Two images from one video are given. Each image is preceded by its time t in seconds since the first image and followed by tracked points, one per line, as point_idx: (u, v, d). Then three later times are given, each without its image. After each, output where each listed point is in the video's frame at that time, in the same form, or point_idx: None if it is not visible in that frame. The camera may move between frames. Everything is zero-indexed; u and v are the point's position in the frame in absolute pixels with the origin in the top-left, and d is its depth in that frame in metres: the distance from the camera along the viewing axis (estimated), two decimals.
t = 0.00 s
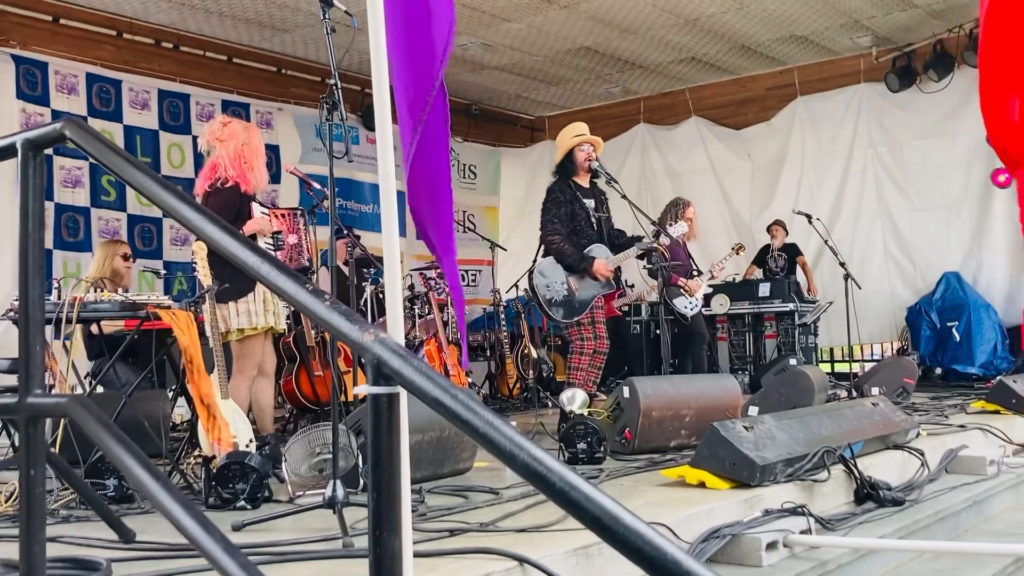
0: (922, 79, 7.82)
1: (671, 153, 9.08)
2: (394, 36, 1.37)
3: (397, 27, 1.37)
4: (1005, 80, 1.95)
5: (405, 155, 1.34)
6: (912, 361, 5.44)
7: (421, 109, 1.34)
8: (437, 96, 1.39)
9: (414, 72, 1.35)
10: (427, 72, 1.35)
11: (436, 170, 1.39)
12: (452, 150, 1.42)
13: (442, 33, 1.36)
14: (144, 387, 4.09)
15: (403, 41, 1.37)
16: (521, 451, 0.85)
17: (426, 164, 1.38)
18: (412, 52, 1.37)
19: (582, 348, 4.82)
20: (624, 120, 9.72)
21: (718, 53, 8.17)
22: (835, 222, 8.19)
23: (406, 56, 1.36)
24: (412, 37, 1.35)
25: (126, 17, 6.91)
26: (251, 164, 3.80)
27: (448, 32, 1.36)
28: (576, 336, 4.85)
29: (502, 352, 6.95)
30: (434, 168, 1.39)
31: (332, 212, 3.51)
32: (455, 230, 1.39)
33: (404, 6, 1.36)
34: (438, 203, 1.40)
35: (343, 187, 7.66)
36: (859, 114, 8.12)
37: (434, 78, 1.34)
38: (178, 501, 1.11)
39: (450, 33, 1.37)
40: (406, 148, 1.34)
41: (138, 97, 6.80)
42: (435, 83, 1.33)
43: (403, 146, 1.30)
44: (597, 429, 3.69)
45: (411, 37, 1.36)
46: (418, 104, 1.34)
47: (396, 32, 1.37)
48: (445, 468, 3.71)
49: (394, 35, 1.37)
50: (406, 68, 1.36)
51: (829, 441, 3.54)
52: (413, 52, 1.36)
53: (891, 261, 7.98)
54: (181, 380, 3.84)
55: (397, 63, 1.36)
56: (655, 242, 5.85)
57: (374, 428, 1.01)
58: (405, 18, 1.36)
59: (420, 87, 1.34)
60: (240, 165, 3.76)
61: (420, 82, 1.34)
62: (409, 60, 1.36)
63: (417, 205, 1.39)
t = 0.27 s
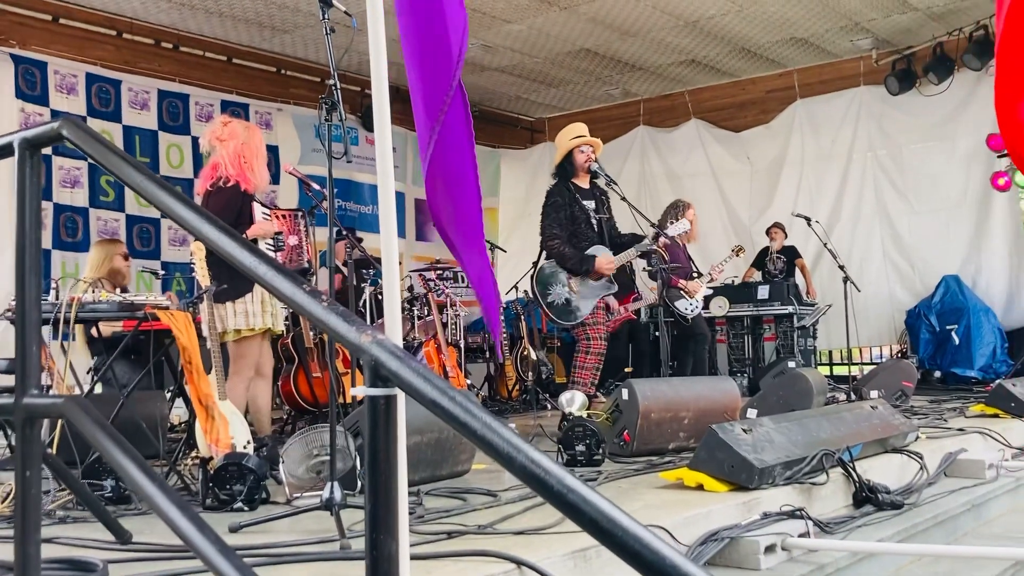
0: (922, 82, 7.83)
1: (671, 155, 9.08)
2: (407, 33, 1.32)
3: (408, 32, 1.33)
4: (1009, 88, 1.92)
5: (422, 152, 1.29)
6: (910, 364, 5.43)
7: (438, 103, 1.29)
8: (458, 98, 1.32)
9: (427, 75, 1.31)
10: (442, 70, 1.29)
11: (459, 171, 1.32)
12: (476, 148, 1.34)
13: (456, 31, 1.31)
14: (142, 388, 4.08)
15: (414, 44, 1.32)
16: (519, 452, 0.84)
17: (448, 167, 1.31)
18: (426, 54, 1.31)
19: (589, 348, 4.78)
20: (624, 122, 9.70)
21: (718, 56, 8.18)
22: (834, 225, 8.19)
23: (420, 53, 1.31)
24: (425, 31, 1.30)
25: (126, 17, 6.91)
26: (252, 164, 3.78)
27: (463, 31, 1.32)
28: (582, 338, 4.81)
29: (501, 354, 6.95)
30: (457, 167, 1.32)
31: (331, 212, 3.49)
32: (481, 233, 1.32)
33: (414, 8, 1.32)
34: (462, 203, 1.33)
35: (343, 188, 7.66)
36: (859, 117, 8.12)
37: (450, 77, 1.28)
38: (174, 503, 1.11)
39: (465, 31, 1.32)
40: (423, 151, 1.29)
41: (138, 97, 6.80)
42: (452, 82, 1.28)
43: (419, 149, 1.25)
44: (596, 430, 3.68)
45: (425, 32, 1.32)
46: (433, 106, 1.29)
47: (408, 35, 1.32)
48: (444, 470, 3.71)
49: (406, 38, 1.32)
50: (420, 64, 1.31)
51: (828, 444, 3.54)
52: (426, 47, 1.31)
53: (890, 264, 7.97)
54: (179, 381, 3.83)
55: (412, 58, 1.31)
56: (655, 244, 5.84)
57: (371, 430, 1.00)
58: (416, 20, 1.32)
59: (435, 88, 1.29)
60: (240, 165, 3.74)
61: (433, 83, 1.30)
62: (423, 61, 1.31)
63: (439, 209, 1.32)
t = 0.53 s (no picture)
0: (922, 82, 7.84)
1: (670, 158, 9.09)
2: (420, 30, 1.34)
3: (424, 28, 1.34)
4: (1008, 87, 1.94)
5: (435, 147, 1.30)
6: (910, 364, 5.44)
7: (452, 99, 1.31)
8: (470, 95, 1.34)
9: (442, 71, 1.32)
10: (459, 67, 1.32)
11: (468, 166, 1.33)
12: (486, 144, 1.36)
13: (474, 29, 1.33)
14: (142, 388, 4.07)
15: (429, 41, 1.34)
16: (521, 447, 0.84)
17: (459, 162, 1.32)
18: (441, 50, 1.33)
19: (587, 348, 4.77)
20: (623, 123, 9.72)
21: (718, 57, 8.19)
22: (834, 226, 8.20)
23: (434, 49, 1.33)
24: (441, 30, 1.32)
25: (126, 16, 6.92)
26: (256, 163, 3.75)
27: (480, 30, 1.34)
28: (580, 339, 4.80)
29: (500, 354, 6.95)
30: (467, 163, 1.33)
31: (331, 209, 3.49)
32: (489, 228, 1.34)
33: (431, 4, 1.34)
34: (469, 200, 1.34)
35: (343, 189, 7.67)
36: (858, 119, 8.13)
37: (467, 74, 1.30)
38: (176, 499, 1.11)
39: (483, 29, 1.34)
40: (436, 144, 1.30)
41: (138, 96, 6.81)
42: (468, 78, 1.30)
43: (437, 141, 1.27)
44: (596, 429, 3.68)
45: (438, 30, 1.34)
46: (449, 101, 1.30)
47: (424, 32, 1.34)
48: (444, 468, 3.71)
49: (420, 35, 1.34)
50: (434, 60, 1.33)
51: (828, 443, 3.54)
52: (441, 45, 1.33)
53: (890, 266, 7.98)
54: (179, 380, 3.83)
55: (425, 55, 1.33)
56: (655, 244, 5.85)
57: (373, 425, 1.00)
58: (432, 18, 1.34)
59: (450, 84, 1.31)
60: (244, 163, 3.71)
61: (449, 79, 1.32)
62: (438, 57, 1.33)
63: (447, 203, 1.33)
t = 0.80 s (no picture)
0: (922, 87, 7.86)
1: (670, 160, 9.09)
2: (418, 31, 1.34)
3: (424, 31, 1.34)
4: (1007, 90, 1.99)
5: (435, 154, 1.30)
6: (910, 368, 5.45)
7: (452, 107, 1.32)
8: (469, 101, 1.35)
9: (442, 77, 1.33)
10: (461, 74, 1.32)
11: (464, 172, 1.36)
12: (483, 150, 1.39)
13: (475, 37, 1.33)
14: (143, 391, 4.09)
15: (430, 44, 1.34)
16: (523, 456, 0.85)
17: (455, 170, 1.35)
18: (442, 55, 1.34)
19: (587, 350, 4.77)
20: (624, 127, 9.73)
21: (718, 60, 8.20)
22: (834, 229, 8.21)
23: (432, 56, 1.34)
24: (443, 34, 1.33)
25: (127, 21, 6.92)
26: (261, 168, 3.75)
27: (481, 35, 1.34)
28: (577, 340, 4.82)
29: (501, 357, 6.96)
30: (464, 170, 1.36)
31: (332, 215, 3.50)
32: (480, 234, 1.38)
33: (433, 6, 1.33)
34: (467, 205, 1.38)
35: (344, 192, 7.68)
36: (858, 123, 8.15)
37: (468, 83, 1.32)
38: (180, 506, 1.11)
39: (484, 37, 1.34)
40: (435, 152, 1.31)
41: (139, 101, 6.80)
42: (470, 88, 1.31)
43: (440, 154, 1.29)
44: (596, 434, 3.69)
45: (438, 36, 1.34)
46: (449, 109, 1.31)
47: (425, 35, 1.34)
48: (445, 473, 3.71)
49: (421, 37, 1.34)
50: (432, 67, 1.33)
51: (828, 448, 3.55)
52: (440, 52, 1.34)
53: (890, 269, 7.99)
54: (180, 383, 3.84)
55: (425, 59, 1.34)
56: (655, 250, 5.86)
57: (375, 434, 1.00)
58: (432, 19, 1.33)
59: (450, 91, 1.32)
60: (250, 168, 3.72)
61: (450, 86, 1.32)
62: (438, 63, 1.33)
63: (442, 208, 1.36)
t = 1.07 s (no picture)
0: (921, 91, 7.87)
1: (670, 165, 9.09)
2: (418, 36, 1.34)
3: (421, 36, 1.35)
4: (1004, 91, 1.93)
5: (429, 160, 1.33)
6: (910, 373, 5.45)
7: (447, 113, 1.32)
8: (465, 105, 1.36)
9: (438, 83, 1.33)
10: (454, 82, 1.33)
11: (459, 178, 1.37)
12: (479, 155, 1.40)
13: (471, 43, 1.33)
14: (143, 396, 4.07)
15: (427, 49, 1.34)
16: (524, 459, 0.85)
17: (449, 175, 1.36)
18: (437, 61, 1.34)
19: (586, 357, 4.77)
20: (624, 131, 9.74)
21: (718, 65, 8.21)
22: (834, 234, 8.21)
23: (430, 58, 1.34)
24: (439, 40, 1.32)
25: (128, 26, 6.93)
26: (263, 173, 3.75)
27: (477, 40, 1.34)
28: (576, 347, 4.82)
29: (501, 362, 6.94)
30: (458, 176, 1.37)
31: (333, 219, 3.50)
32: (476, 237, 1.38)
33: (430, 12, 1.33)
34: (461, 209, 1.38)
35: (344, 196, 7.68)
36: (858, 127, 8.16)
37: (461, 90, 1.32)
38: (181, 510, 1.11)
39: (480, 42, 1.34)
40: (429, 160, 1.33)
41: (139, 105, 6.81)
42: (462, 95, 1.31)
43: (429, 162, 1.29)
44: (597, 439, 3.68)
45: (436, 40, 1.34)
46: (443, 116, 1.32)
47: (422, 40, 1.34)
48: (445, 478, 3.70)
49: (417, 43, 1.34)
50: (430, 69, 1.34)
51: (829, 453, 3.55)
52: (436, 56, 1.34)
53: (890, 273, 8.00)
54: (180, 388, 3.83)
55: (422, 64, 1.34)
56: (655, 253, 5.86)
57: (376, 437, 1.00)
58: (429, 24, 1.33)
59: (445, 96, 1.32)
60: (252, 173, 3.71)
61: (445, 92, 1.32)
62: (434, 69, 1.33)
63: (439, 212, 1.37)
